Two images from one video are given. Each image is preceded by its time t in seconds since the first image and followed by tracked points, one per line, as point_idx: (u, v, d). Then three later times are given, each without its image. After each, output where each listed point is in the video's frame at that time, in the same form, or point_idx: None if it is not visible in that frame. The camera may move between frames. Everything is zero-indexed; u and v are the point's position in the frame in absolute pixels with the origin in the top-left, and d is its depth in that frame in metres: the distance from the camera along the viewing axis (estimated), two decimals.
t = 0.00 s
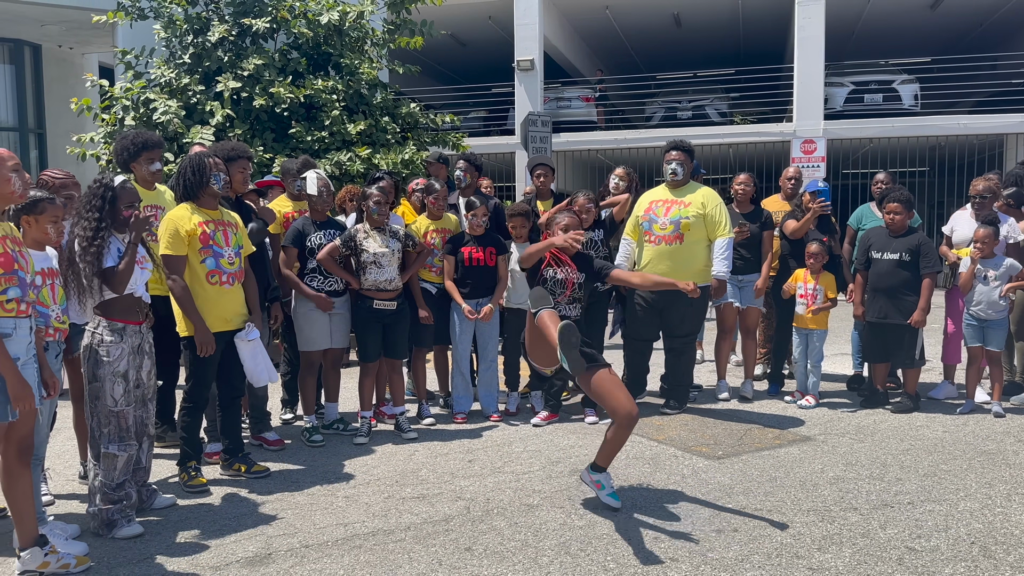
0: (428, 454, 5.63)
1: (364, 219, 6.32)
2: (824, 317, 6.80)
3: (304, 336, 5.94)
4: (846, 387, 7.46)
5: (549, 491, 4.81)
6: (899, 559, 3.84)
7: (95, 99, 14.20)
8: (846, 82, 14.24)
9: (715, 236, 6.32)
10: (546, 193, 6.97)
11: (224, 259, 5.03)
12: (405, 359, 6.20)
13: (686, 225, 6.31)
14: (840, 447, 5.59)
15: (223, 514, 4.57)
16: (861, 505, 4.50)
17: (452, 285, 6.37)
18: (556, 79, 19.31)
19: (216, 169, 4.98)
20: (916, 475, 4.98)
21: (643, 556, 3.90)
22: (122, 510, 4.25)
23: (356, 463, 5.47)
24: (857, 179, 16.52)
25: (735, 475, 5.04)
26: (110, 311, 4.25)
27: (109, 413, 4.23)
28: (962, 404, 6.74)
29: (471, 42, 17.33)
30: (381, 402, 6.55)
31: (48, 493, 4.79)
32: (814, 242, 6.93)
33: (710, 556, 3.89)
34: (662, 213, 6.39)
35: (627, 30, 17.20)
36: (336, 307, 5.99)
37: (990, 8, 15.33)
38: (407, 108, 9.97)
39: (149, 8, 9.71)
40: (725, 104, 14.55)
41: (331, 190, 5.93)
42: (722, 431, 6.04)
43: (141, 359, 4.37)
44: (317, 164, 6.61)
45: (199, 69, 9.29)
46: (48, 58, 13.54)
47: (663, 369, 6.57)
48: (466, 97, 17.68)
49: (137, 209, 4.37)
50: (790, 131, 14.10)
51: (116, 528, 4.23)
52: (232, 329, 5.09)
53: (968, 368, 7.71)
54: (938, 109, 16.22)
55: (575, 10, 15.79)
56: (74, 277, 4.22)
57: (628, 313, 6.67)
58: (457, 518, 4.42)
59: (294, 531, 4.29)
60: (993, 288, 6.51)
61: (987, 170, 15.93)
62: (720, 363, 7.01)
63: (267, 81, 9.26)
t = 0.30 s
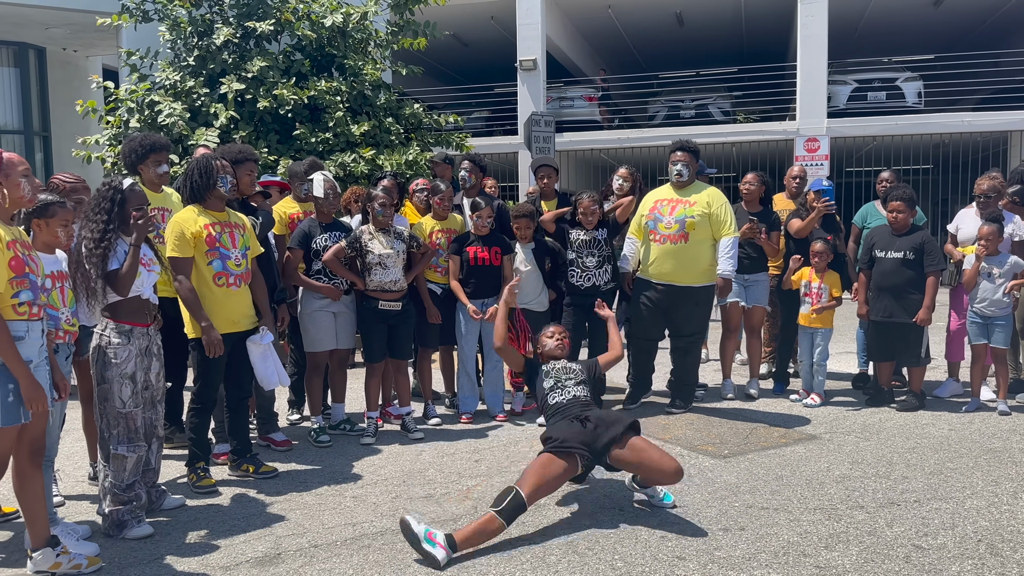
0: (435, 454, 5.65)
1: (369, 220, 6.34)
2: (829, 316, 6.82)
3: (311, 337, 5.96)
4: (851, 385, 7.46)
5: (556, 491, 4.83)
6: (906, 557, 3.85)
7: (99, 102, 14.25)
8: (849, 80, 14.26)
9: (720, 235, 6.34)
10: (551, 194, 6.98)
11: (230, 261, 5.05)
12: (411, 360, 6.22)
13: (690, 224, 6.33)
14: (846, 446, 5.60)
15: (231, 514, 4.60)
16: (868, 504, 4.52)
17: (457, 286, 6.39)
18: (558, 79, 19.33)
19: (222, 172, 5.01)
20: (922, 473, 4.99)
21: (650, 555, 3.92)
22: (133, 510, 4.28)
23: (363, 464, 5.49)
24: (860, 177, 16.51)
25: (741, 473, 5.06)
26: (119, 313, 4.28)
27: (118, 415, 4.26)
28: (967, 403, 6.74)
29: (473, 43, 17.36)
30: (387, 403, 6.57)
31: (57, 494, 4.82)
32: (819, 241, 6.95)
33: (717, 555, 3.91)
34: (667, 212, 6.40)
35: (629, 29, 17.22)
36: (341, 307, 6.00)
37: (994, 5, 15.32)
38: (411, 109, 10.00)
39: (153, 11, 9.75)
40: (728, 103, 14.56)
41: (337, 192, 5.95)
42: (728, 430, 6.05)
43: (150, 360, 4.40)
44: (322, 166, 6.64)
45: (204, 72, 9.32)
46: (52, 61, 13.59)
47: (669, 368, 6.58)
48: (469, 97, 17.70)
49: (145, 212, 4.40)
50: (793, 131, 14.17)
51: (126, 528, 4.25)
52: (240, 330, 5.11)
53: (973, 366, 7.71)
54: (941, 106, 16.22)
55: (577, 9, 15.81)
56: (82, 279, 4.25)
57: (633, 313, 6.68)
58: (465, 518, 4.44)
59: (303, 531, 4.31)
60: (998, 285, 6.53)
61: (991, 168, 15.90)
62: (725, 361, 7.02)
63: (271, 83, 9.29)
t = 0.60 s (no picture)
0: (441, 454, 5.64)
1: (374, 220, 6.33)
2: (835, 314, 6.80)
3: (316, 336, 5.95)
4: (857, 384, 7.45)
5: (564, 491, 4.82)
6: (915, 556, 3.84)
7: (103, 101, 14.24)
8: (852, 77, 14.22)
9: (726, 234, 6.32)
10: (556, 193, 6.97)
11: (235, 256, 5.04)
12: (416, 359, 6.21)
13: (696, 223, 6.32)
14: (853, 444, 5.59)
15: (238, 515, 4.59)
16: (875, 503, 4.50)
17: (462, 285, 6.38)
18: (561, 77, 19.31)
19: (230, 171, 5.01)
20: (929, 472, 4.97)
21: (659, 555, 3.91)
22: (140, 511, 4.28)
23: (369, 463, 5.49)
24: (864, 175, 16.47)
25: (748, 472, 5.05)
26: (125, 313, 4.28)
27: (125, 415, 4.25)
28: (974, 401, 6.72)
29: (476, 41, 17.34)
30: (392, 402, 6.56)
31: (64, 495, 4.82)
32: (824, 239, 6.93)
33: (726, 554, 3.90)
34: (673, 211, 6.39)
35: (631, 27, 17.19)
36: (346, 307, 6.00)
37: (997, 2, 15.30)
38: (415, 108, 9.99)
39: (156, 10, 9.73)
40: (731, 101, 14.54)
41: (342, 191, 5.94)
42: (735, 429, 6.03)
43: (156, 360, 4.40)
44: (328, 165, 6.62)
45: (207, 71, 9.31)
46: (55, 61, 13.58)
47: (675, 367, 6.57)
48: (471, 96, 17.68)
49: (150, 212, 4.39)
50: (796, 127, 14.05)
51: (134, 529, 4.25)
52: (248, 326, 5.08)
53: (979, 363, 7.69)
54: (944, 104, 16.19)
55: (579, 7, 15.78)
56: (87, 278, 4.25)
57: (639, 311, 6.67)
58: (472, 518, 4.43)
59: (310, 531, 4.31)
60: (1002, 283, 6.51)
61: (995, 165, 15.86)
62: (731, 360, 7.00)
63: (274, 82, 9.28)
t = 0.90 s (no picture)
0: (441, 454, 5.63)
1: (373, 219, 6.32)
2: (836, 315, 6.80)
3: (316, 336, 5.94)
4: (858, 384, 7.44)
5: (565, 491, 4.80)
6: (918, 557, 3.83)
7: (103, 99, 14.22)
8: (853, 77, 14.20)
9: (728, 234, 6.31)
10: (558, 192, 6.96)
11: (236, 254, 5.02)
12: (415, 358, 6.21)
13: (698, 223, 6.30)
14: (855, 445, 5.58)
15: (239, 515, 4.58)
16: (878, 504, 4.49)
17: (463, 285, 6.36)
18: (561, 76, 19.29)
19: (231, 172, 4.99)
20: (931, 473, 4.96)
21: (662, 556, 3.90)
22: (140, 512, 4.26)
23: (370, 463, 5.48)
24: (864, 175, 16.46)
25: (750, 473, 5.04)
26: (126, 313, 4.26)
27: (126, 415, 4.23)
28: (975, 402, 6.71)
29: (476, 40, 17.31)
30: (393, 401, 6.54)
31: (64, 495, 4.80)
32: (825, 240, 6.91)
33: (729, 556, 3.88)
34: (675, 211, 6.37)
35: (631, 27, 17.18)
36: (348, 307, 5.98)
37: (998, 2, 15.28)
38: (415, 107, 9.97)
39: (156, 8, 9.71)
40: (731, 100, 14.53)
41: (343, 191, 5.90)
42: (736, 429, 6.02)
43: (157, 360, 4.38)
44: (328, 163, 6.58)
45: (207, 69, 9.29)
46: (54, 58, 13.55)
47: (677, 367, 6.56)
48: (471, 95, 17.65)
49: (152, 210, 4.37)
50: (796, 127, 14.03)
51: (134, 529, 4.23)
52: (250, 324, 5.07)
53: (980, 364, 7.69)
54: (944, 103, 16.19)
55: (579, 6, 15.77)
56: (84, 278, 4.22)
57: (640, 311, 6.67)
58: (474, 518, 4.42)
59: (311, 532, 4.29)
60: (1001, 284, 6.51)
61: (995, 165, 15.84)
62: (732, 360, 6.99)
63: (275, 80, 9.26)
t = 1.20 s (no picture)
0: (436, 455, 5.61)
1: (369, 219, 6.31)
2: (830, 319, 6.80)
3: (310, 337, 5.92)
4: (852, 388, 7.45)
5: (559, 494, 4.79)
6: (912, 562, 3.82)
7: (98, 97, 14.17)
8: (848, 81, 14.22)
9: (724, 236, 6.31)
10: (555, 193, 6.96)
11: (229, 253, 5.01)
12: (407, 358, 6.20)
13: (694, 225, 6.30)
14: (849, 449, 5.58)
15: (233, 515, 4.56)
16: (872, 508, 4.49)
17: (460, 285, 6.36)
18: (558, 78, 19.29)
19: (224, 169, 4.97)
20: (926, 478, 4.97)
21: (656, 560, 3.89)
22: (132, 512, 4.24)
23: (364, 464, 5.46)
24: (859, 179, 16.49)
25: (744, 477, 5.04)
26: (121, 312, 4.24)
27: (119, 415, 4.21)
28: (969, 407, 6.71)
29: (473, 40, 17.30)
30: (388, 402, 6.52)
31: (56, 494, 4.78)
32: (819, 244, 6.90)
33: (723, 559, 3.88)
34: (671, 214, 6.37)
35: (628, 29, 17.19)
36: (342, 307, 5.95)
37: (993, 8, 15.33)
38: (411, 107, 9.95)
39: (152, 6, 9.67)
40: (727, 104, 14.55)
41: (339, 190, 5.87)
42: (731, 432, 6.02)
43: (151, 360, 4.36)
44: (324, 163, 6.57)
45: (204, 68, 9.26)
46: (50, 55, 13.51)
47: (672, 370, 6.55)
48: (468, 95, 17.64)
49: (148, 210, 4.33)
50: (792, 131, 14.14)
51: (126, 529, 4.21)
52: (244, 323, 5.05)
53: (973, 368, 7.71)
54: (940, 108, 16.23)
55: (577, 8, 15.77)
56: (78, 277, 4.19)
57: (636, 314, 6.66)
58: (468, 520, 4.40)
59: (304, 533, 4.27)
60: (991, 289, 6.53)
61: (989, 170, 15.88)
62: (727, 364, 6.99)
63: (272, 79, 9.23)
